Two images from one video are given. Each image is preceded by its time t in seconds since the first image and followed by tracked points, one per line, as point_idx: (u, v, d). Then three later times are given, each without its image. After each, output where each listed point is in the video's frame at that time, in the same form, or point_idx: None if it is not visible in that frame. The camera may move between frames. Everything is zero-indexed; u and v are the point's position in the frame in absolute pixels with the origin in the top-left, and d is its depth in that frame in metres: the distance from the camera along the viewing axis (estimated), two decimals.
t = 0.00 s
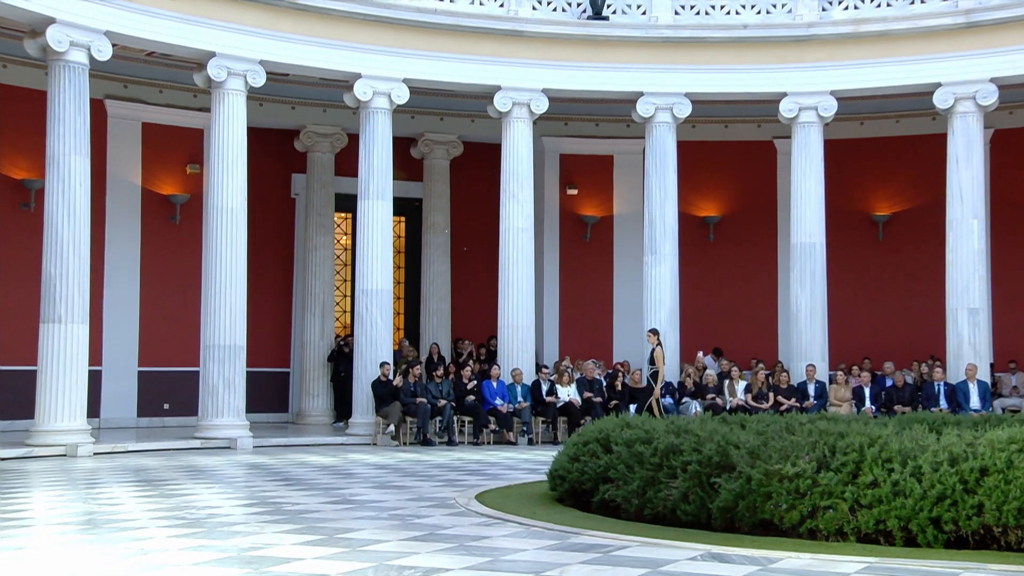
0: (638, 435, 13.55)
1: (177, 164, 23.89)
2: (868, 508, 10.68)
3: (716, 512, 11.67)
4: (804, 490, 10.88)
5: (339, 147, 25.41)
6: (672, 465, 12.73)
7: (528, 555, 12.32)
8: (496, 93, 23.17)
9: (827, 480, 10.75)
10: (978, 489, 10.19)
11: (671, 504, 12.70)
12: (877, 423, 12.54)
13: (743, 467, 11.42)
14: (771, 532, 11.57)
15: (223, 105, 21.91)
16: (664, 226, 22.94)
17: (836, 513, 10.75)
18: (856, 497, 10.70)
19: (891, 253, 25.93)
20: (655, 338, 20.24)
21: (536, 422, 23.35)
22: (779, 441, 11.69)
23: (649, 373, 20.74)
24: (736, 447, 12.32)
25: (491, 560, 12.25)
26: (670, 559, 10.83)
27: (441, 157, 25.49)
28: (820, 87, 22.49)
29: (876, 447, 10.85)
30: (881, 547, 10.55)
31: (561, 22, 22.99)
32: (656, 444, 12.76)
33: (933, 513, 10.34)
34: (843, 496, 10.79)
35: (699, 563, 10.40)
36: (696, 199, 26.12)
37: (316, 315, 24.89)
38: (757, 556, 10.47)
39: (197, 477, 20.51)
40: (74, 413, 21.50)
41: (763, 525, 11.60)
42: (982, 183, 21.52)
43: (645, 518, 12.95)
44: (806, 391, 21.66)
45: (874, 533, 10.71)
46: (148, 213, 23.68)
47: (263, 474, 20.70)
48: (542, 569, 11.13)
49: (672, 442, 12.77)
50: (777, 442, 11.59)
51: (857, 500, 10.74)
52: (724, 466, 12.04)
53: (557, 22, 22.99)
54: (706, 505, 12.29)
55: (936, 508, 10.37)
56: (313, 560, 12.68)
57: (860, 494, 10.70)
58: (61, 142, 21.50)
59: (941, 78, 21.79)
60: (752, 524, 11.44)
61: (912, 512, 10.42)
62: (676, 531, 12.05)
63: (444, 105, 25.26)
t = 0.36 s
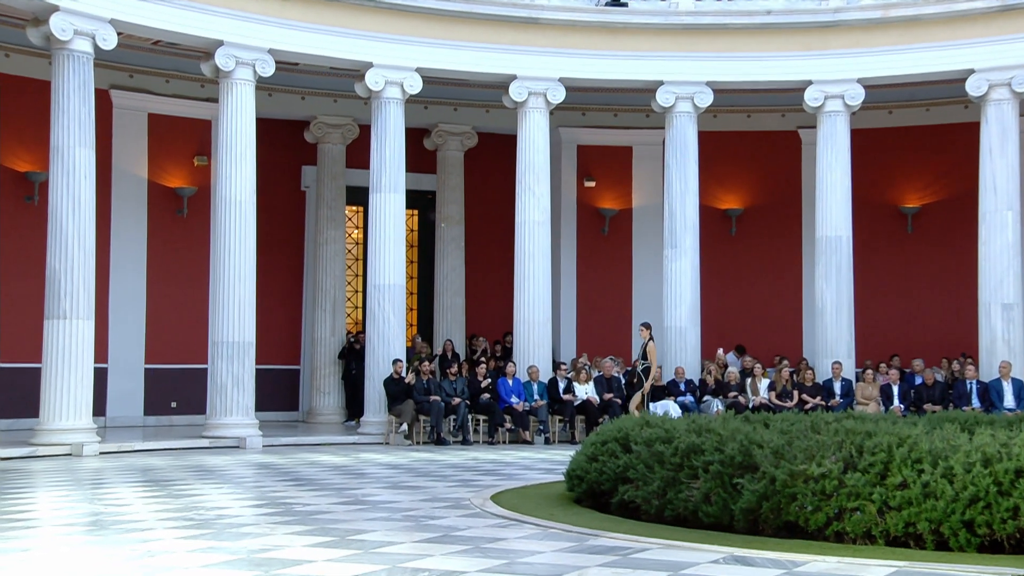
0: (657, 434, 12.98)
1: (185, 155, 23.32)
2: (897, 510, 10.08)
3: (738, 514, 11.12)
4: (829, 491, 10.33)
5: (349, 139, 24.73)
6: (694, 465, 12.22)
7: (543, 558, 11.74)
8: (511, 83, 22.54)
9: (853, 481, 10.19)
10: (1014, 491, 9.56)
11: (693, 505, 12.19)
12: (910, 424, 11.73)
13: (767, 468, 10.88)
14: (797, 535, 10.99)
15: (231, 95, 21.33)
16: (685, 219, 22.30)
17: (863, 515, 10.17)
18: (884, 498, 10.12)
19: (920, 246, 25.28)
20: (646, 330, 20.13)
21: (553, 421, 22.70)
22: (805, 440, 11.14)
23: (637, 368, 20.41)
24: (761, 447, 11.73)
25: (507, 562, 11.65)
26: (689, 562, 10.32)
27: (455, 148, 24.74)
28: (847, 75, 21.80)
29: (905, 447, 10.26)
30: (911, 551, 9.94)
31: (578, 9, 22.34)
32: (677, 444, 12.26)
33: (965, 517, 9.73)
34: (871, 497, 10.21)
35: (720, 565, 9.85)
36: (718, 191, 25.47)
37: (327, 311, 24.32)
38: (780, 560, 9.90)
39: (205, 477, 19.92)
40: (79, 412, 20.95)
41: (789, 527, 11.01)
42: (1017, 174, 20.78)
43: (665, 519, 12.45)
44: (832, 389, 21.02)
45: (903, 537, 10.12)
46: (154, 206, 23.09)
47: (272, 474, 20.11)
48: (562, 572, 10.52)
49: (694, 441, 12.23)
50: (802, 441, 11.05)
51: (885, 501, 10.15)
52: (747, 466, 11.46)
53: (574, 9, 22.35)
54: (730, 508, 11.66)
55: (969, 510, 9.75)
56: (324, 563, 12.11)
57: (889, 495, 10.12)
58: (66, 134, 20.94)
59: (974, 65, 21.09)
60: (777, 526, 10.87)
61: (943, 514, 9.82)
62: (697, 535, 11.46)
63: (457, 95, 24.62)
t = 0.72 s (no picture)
0: (680, 432, 12.45)
1: (193, 146, 22.78)
2: (928, 511, 9.69)
3: (763, 514, 10.76)
4: (858, 491, 9.94)
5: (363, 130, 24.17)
6: (717, 464, 11.56)
7: (562, 559, 11.20)
8: (529, 71, 21.94)
9: (882, 481, 9.80)
10: None
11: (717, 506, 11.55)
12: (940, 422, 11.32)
13: (792, 467, 10.51)
14: (824, 535, 10.66)
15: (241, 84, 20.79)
16: (707, 211, 21.67)
17: (893, 516, 9.80)
18: (915, 499, 9.72)
19: (951, 239, 24.65)
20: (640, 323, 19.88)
21: (571, 419, 22.08)
22: (832, 438, 10.76)
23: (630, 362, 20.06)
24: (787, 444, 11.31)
25: (526, 563, 11.10)
26: (713, 563, 9.97)
27: (470, 139, 24.12)
28: (876, 61, 21.14)
29: (936, 446, 9.86)
30: (943, 554, 9.55)
31: None
32: (700, 442, 11.63)
33: (1000, 519, 9.29)
34: (901, 498, 9.82)
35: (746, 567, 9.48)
36: (742, 182, 24.86)
37: (339, 306, 23.76)
38: (807, 562, 9.52)
39: (215, 476, 19.37)
40: (86, 409, 20.44)
41: (816, 527, 10.64)
42: None
43: (687, 520, 11.80)
44: (860, 386, 20.40)
45: (935, 538, 9.73)
46: (162, 199, 22.55)
47: (284, 473, 19.56)
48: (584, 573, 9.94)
49: (717, 440, 11.62)
50: (830, 439, 10.67)
51: (916, 502, 9.76)
52: (773, 465, 11.01)
53: None
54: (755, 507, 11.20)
55: (1004, 512, 9.32)
56: (338, 564, 11.56)
57: (920, 496, 9.72)
58: (72, 125, 20.41)
59: (1008, 48, 20.41)
60: (803, 527, 10.52)
61: (977, 516, 9.39)
62: (721, 534, 11.07)
63: (473, 84, 24.02)
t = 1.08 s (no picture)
0: (702, 430, 11.84)
1: (203, 137, 22.25)
2: (962, 513, 9.10)
3: (789, 516, 10.19)
4: (888, 492, 9.36)
5: (376, 119, 23.63)
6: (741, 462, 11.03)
7: (581, 559, 10.66)
8: (546, 59, 21.35)
9: (913, 481, 9.21)
10: None
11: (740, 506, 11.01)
12: (976, 419, 10.71)
13: (818, 466, 9.94)
14: (853, 537, 10.09)
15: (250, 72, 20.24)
16: (731, 203, 21.04)
17: (924, 518, 9.22)
18: (947, 499, 9.14)
19: (983, 231, 24.01)
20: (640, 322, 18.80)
21: (592, 416, 21.51)
22: (861, 436, 10.17)
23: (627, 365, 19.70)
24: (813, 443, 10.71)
25: (545, 565, 10.54)
26: (735, 566, 9.41)
27: (487, 129, 23.48)
28: (907, 46, 20.46)
29: (971, 444, 9.26)
30: (978, 557, 8.96)
31: None
32: (723, 440, 11.10)
33: None
34: (933, 499, 9.24)
35: (771, 570, 8.94)
36: (766, 173, 24.27)
37: (353, 301, 23.22)
38: (834, 565, 8.98)
39: (226, 475, 18.83)
40: (95, 406, 19.93)
41: (844, 528, 10.13)
42: None
43: (709, 521, 11.25)
44: (889, 382, 19.77)
45: (969, 541, 9.15)
46: (171, 191, 22.02)
47: (296, 472, 19.02)
48: None
49: (740, 438, 11.06)
50: (858, 437, 10.08)
51: (949, 503, 9.18)
52: (799, 464, 10.43)
53: None
54: (781, 508, 10.62)
55: None
56: (352, 565, 11.02)
57: (953, 496, 9.14)
58: (79, 115, 19.89)
59: None
60: (831, 529, 9.95)
61: (1014, 518, 8.79)
62: (743, 536, 10.50)
63: (489, 72, 23.42)
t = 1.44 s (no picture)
0: (726, 429, 11.42)
1: (213, 128, 21.72)
2: (999, 516, 8.83)
3: (817, 518, 9.90)
4: (920, 493, 9.10)
5: (390, 109, 23.02)
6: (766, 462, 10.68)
7: (602, 561, 10.12)
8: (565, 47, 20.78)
9: (947, 482, 8.96)
10: None
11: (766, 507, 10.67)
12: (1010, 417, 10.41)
13: (848, 466, 9.67)
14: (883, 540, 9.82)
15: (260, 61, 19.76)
16: (756, 195, 20.41)
17: (959, 521, 8.95)
18: (983, 502, 8.87)
19: (1016, 223, 23.37)
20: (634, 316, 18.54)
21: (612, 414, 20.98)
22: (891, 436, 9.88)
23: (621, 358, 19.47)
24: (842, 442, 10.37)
25: (564, 568, 9.97)
26: (762, 569, 9.09)
27: (504, 119, 22.88)
28: (940, 31, 19.75)
29: (1007, 445, 8.99)
30: (1015, 562, 8.70)
31: None
32: (748, 439, 10.75)
33: None
34: (968, 501, 8.98)
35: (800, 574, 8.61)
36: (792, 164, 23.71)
37: (366, 296, 22.66)
38: (868, 569, 8.70)
39: (237, 475, 18.27)
40: (103, 404, 19.41)
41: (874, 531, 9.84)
42: None
43: (734, 523, 10.90)
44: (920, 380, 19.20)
45: (1006, 545, 8.89)
46: (180, 183, 21.48)
47: (309, 472, 18.45)
48: None
49: (766, 437, 10.73)
50: (888, 437, 9.80)
51: (984, 505, 8.91)
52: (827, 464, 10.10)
53: None
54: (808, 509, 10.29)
55: None
56: (366, 567, 10.44)
57: (988, 498, 8.87)
58: (85, 105, 19.38)
59: None
60: (860, 532, 9.67)
61: None
62: (769, 539, 10.17)
63: (506, 61, 22.78)
